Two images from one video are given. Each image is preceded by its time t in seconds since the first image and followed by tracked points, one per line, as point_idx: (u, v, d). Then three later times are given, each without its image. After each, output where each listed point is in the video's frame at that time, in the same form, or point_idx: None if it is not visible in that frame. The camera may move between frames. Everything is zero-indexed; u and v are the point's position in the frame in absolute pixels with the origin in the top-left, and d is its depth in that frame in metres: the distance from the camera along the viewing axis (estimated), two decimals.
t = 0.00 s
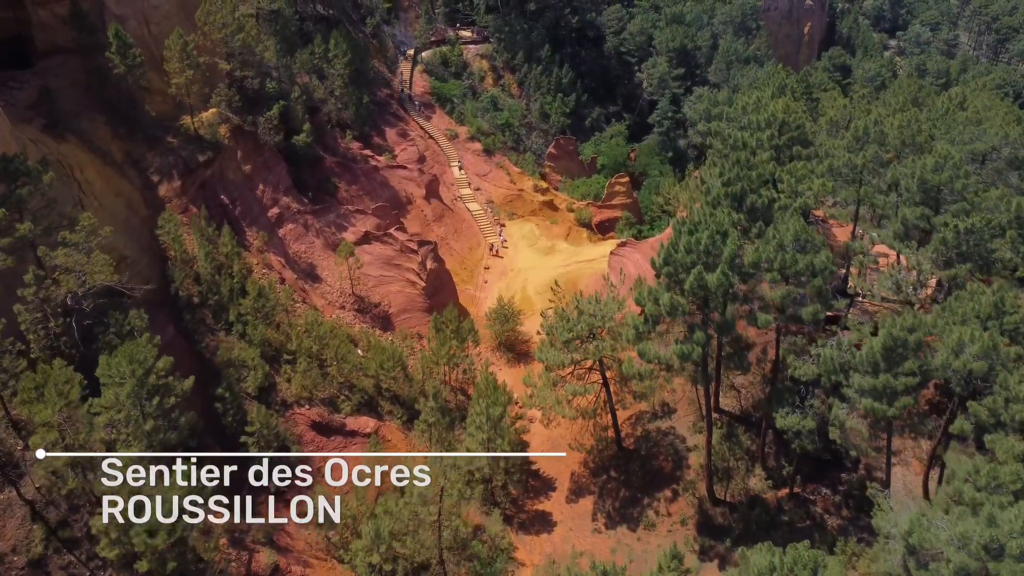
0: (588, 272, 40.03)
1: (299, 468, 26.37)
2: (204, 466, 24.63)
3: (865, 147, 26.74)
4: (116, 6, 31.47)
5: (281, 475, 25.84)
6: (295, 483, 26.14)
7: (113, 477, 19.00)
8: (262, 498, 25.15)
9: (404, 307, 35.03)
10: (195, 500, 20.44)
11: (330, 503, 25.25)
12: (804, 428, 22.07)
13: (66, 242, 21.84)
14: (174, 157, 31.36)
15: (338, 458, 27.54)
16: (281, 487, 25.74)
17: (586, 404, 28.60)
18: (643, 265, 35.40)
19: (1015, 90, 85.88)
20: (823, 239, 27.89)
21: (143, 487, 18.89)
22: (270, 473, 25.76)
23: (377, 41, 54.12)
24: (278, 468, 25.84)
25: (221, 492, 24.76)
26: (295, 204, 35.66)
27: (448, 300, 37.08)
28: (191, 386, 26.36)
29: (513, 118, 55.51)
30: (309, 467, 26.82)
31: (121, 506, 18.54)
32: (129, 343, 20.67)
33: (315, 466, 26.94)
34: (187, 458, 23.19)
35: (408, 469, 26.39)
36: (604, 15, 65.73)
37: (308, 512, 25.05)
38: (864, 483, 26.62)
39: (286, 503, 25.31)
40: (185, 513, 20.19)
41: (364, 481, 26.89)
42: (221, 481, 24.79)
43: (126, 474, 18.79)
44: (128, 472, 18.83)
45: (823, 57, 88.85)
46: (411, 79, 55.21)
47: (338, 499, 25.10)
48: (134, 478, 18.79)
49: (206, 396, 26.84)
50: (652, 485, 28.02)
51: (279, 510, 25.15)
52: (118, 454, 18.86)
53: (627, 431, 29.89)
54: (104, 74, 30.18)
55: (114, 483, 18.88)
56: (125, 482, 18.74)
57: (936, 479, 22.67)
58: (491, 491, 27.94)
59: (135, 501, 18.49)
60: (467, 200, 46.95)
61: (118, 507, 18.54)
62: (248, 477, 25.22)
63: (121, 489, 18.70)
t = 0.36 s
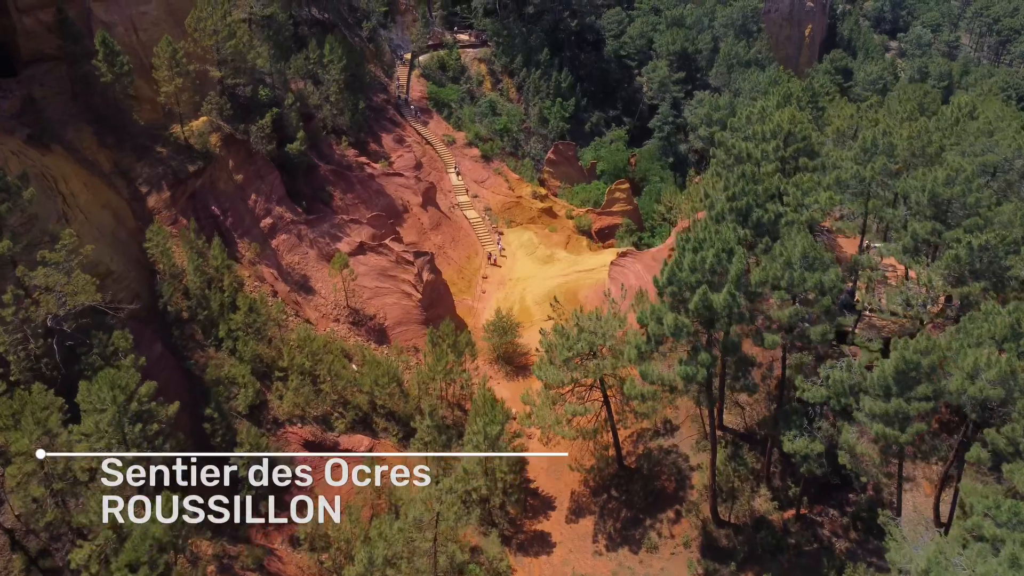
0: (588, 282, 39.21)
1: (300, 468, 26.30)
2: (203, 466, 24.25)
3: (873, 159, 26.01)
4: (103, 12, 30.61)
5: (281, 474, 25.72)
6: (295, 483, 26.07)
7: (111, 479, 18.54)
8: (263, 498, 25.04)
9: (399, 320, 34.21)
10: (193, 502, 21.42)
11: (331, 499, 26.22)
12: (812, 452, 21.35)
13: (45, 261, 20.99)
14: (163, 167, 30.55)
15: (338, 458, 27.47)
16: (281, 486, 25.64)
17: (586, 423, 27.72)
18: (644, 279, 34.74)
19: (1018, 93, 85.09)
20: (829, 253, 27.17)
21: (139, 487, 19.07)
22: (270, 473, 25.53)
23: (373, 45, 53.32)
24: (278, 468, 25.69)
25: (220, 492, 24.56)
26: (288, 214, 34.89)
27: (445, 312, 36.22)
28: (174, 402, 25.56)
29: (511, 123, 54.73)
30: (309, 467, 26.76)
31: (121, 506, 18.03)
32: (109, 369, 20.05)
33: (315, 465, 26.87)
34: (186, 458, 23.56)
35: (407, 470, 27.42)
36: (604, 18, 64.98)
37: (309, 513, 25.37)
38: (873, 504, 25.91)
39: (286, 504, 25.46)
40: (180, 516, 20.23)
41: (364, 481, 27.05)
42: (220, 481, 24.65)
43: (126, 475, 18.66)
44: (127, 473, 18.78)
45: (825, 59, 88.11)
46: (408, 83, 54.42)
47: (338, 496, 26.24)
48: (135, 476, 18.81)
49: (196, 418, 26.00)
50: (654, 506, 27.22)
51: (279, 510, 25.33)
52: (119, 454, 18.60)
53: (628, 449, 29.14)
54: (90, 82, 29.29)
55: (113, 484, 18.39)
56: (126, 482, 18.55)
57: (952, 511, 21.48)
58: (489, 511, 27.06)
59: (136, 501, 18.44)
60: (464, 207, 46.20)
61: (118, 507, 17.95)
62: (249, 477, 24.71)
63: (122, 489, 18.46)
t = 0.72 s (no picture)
0: (591, 293, 38.43)
1: (300, 468, 26.72)
2: (203, 466, 24.70)
3: (886, 170, 25.23)
4: (95, 18, 29.90)
5: (281, 474, 26.02)
6: (295, 482, 26.43)
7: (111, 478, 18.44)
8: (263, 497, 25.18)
9: (398, 332, 33.45)
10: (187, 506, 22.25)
11: (331, 499, 26.68)
12: (823, 477, 20.62)
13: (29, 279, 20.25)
14: (157, 177, 29.88)
15: (338, 458, 27.65)
16: (281, 485, 25.90)
17: (589, 444, 26.66)
18: (649, 291, 33.88)
19: None
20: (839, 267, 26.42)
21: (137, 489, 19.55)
22: (270, 473, 25.83)
23: (373, 49, 52.64)
24: (278, 467, 26.07)
25: (220, 492, 24.71)
26: (285, 224, 34.20)
27: (445, 324, 35.40)
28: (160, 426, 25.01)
29: (513, 128, 54.01)
30: (309, 467, 27.14)
31: (120, 506, 18.70)
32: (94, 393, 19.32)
33: (316, 465, 27.22)
34: (186, 458, 24.71)
35: (407, 469, 27.80)
36: (607, 22, 64.23)
37: (309, 512, 25.80)
38: (884, 527, 25.13)
39: (286, 503, 25.67)
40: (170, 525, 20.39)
41: (364, 481, 27.46)
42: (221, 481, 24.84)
43: (126, 474, 18.60)
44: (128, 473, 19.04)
45: (830, 62, 87.28)
46: (408, 88, 53.71)
47: (338, 495, 26.76)
48: (135, 476, 18.87)
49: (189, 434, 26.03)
50: (658, 526, 26.36)
51: (279, 510, 25.46)
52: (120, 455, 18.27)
53: (631, 467, 28.35)
54: (82, 89, 28.50)
55: (114, 483, 18.35)
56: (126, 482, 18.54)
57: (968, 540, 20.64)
58: (489, 530, 26.16)
59: (135, 502, 19.14)
60: (465, 214, 45.47)
61: (118, 507, 18.68)
62: (249, 477, 24.96)
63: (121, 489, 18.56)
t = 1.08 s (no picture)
0: (590, 304, 37.61)
1: (300, 468, 26.56)
2: (203, 466, 24.17)
3: (895, 183, 24.46)
4: (81, 25, 28.99)
5: (281, 474, 26.09)
6: (295, 483, 26.25)
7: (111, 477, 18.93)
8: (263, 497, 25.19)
9: (393, 346, 32.67)
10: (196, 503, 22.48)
11: (331, 499, 26.55)
12: (832, 506, 19.84)
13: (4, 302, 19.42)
14: (144, 189, 29.03)
15: (339, 458, 27.46)
16: (281, 486, 25.96)
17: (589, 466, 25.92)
18: (649, 304, 33.24)
19: None
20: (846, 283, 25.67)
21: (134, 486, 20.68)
22: (270, 473, 26.07)
23: (369, 54, 51.82)
24: (278, 468, 26.17)
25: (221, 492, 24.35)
26: (278, 235, 33.45)
27: (441, 337, 34.57)
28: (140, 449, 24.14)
29: (511, 133, 53.22)
30: (309, 467, 26.99)
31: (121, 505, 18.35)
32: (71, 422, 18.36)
33: (316, 465, 27.09)
34: (185, 458, 24.08)
35: (407, 469, 27.50)
36: (607, 25, 63.48)
37: (309, 512, 25.70)
38: (893, 552, 24.35)
39: (286, 503, 25.67)
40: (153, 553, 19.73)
41: (364, 481, 27.50)
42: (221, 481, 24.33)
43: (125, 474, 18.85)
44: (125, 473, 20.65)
45: (832, 64, 86.51)
46: (405, 93, 52.88)
47: (338, 495, 26.70)
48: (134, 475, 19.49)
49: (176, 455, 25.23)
50: (660, 550, 25.61)
51: (280, 510, 25.48)
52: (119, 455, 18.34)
53: (632, 488, 27.60)
54: (68, 98, 27.80)
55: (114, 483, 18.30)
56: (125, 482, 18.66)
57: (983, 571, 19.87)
58: (486, 553, 25.33)
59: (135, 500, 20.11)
60: (462, 222, 44.68)
61: (118, 506, 18.17)
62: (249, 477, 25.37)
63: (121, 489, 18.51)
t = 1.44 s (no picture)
0: (590, 316, 36.77)
1: (300, 468, 25.93)
2: (203, 466, 23.59)
3: (906, 197, 23.65)
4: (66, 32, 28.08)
5: (281, 475, 25.56)
6: (295, 483, 25.78)
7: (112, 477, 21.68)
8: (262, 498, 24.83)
9: (388, 361, 31.85)
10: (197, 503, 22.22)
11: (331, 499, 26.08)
12: (844, 537, 19.04)
13: None
14: (131, 201, 28.14)
15: (338, 458, 26.86)
16: (280, 486, 25.47)
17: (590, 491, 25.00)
18: (651, 316, 32.56)
19: None
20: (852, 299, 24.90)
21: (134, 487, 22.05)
22: (270, 472, 25.52)
23: (365, 58, 51.01)
24: (278, 467, 25.55)
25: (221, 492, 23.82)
26: (270, 247, 32.64)
27: (438, 350, 33.63)
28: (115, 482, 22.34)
29: (510, 138, 52.38)
30: (309, 467, 26.34)
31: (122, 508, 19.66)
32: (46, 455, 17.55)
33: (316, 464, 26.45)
34: (185, 458, 23.57)
35: (407, 469, 27.24)
36: (606, 28, 62.66)
37: (309, 512, 25.19)
38: None
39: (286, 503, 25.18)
40: None
41: (364, 481, 27.24)
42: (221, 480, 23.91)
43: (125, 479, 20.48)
44: (127, 472, 22.29)
45: (834, 67, 85.70)
46: (402, 98, 52.04)
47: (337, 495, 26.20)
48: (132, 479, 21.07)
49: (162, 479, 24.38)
50: None
51: (279, 510, 25.02)
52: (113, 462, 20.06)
53: (634, 509, 26.62)
54: (53, 109, 26.76)
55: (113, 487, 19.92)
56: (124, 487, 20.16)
57: None
58: None
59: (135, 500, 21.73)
60: (460, 231, 43.86)
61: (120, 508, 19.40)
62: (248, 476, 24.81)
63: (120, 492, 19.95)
